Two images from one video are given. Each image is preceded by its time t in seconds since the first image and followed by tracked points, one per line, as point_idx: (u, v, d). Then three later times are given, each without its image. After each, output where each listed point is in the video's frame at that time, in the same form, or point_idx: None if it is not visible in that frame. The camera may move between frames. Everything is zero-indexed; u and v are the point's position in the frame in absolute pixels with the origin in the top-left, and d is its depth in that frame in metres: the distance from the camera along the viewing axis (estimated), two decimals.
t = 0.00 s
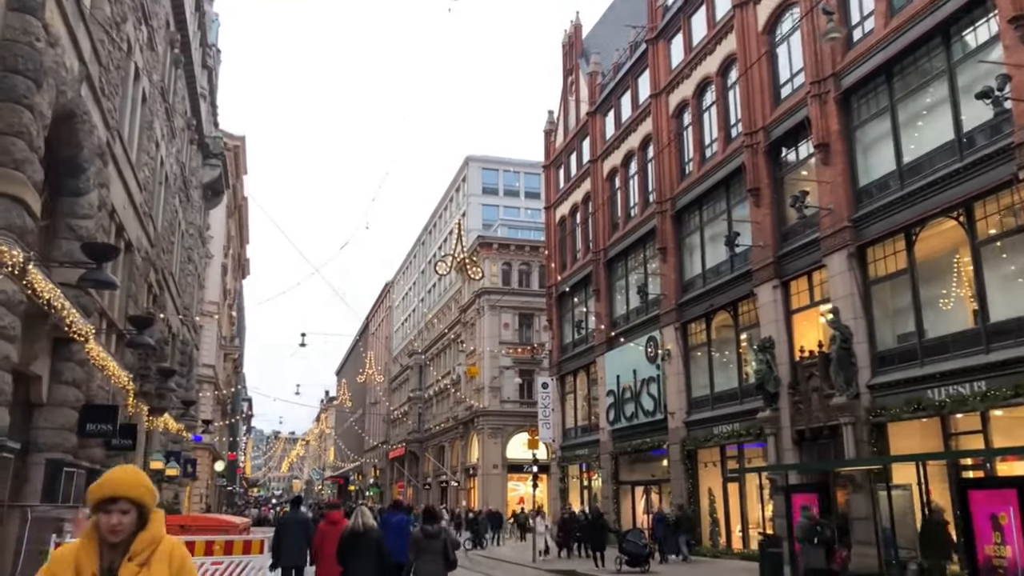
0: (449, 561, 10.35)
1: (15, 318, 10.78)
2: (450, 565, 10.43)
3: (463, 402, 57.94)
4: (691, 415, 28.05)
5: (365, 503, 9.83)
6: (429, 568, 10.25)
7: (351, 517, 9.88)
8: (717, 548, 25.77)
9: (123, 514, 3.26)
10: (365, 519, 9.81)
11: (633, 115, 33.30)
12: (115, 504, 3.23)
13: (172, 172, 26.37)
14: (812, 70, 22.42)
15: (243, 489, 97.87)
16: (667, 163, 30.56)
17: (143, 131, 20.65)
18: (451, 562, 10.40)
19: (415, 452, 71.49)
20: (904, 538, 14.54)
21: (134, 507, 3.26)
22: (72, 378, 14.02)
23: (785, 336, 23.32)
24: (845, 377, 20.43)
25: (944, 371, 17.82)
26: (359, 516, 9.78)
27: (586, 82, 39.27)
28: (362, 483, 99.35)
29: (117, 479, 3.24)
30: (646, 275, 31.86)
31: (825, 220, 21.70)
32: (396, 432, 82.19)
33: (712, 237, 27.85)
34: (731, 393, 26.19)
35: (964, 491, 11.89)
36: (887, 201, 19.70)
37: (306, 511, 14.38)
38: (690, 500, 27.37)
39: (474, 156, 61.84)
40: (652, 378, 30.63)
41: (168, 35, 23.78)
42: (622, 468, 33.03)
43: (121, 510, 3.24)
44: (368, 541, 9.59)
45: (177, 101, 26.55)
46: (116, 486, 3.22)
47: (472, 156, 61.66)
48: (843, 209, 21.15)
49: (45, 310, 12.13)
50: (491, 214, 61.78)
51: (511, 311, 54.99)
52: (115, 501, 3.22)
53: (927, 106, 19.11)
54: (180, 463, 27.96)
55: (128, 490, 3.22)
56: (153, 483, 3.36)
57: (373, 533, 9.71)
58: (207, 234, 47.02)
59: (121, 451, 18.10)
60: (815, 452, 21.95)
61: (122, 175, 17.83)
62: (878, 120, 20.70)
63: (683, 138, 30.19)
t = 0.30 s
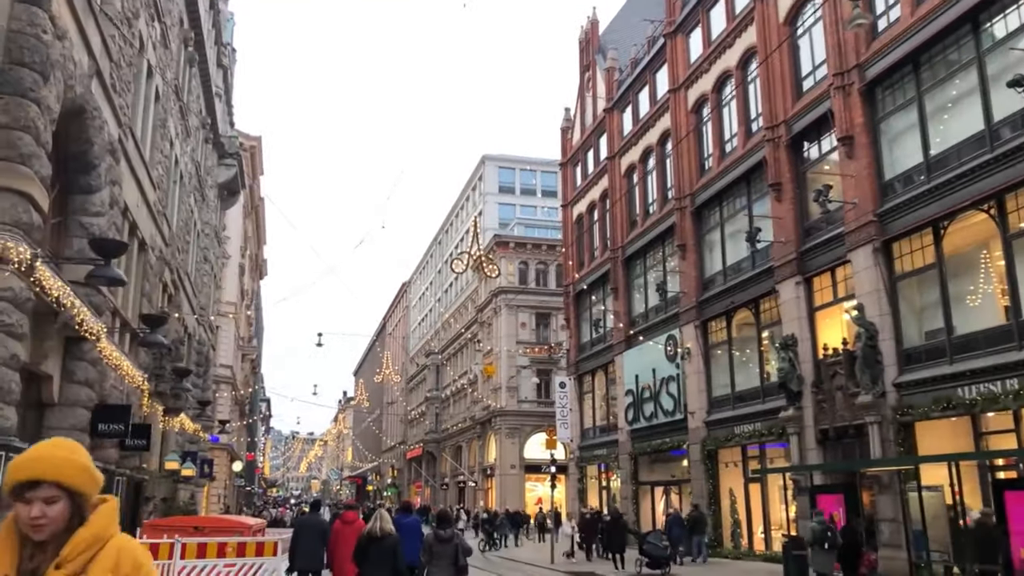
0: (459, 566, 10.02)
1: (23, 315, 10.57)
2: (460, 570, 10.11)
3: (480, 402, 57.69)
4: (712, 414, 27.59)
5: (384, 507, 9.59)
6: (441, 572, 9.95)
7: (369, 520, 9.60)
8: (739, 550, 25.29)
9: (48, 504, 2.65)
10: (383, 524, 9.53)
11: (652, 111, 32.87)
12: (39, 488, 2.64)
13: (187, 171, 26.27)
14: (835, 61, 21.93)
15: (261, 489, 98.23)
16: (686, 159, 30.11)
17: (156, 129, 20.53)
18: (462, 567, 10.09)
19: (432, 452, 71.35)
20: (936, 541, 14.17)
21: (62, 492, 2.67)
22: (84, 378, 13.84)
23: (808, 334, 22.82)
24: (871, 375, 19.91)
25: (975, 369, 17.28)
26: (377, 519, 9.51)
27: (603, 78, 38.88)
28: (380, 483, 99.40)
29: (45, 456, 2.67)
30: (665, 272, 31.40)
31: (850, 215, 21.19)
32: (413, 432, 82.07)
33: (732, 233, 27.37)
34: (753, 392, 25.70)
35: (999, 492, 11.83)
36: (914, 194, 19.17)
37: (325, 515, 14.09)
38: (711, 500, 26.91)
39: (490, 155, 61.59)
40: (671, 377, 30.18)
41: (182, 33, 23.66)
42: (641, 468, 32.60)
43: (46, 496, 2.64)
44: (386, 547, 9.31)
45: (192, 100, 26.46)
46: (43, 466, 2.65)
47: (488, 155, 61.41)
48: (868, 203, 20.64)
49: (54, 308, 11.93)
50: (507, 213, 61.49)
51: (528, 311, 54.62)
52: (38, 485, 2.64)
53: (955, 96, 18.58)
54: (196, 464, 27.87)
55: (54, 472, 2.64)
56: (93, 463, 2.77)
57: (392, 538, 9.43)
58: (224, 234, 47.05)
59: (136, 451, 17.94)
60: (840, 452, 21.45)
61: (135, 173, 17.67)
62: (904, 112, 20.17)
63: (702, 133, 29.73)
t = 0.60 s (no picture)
0: (467, 564, 9.72)
1: (22, 311, 10.35)
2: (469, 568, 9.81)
3: (491, 403, 57.40)
4: (726, 414, 27.19)
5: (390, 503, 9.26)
6: (448, 570, 9.65)
7: (375, 517, 9.33)
8: (754, 551, 24.86)
9: None
10: (389, 521, 9.27)
11: (664, 107, 32.49)
12: None
13: (195, 170, 26.12)
14: (852, 52, 21.51)
15: (273, 490, 98.38)
16: (699, 155, 29.71)
17: (163, 126, 20.33)
18: (470, 564, 9.78)
19: (443, 453, 71.15)
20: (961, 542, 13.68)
21: None
22: (87, 376, 13.64)
23: (824, 331, 22.38)
24: (889, 373, 19.47)
25: (998, 366, 16.82)
26: (383, 517, 9.25)
27: (614, 74, 38.52)
28: (391, 484, 99.38)
29: None
30: (678, 270, 30.98)
31: (867, 209, 20.77)
32: (425, 433, 81.87)
33: (746, 229, 26.96)
34: (768, 391, 25.26)
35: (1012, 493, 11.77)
36: (933, 187, 18.72)
37: (337, 513, 13.85)
38: (726, 501, 26.51)
39: (501, 154, 61.29)
40: (685, 376, 29.79)
41: (189, 30, 23.48)
42: (655, 469, 32.20)
43: None
44: (394, 544, 9.05)
45: (200, 98, 26.31)
46: None
47: (499, 154, 61.11)
48: (886, 197, 20.20)
49: (55, 304, 11.69)
50: (518, 213, 61.19)
51: (539, 311, 54.27)
52: None
53: (975, 86, 18.14)
54: (205, 464, 27.70)
55: None
56: None
57: (398, 536, 9.18)
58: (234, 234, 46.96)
59: (142, 451, 17.74)
60: (858, 452, 20.99)
61: (141, 170, 17.50)
62: (923, 103, 19.72)
63: (715, 128, 29.33)
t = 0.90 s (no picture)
0: (473, 567, 9.50)
1: (24, 307, 10.09)
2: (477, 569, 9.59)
3: (505, 402, 57.12)
4: (744, 413, 26.74)
5: (394, 504, 9.56)
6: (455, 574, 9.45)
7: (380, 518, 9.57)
8: (773, 552, 24.41)
9: None
10: (394, 522, 9.50)
11: (679, 101, 32.06)
12: None
13: (206, 167, 25.96)
14: (873, 42, 21.02)
15: (288, 489, 98.52)
16: (715, 150, 29.25)
17: (172, 122, 20.13)
18: (478, 567, 9.57)
19: (457, 452, 70.91)
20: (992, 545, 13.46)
21: None
22: (93, 373, 13.44)
23: (845, 328, 21.89)
24: (913, 370, 18.97)
25: None
26: (388, 518, 9.50)
27: (629, 70, 38.11)
28: (405, 483, 99.27)
29: None
30: (695, 267, 30.54)
31: (889, 203, 20.28)
32: (439, 432, 81.71)
33: (763, 225, 26.50)
34: (787, 389, 24.80)
35: None
36: (958, 179, 18.22)
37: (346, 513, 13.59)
38: (744, 501, 26.06)
39: (514, 152, 60.93)
40: (702, 374, 29.37)
41: (198, 25, 23.29)
42: (671, 468, 31.77)
43: None
44: (396, 544, 9.24)
45: (211, 94, 26.14)
46: None
47: (512, 151, 60.78)
48: (908, 189, 19.70)
49: (59, 300, 11.45)
50: (532, 211, 60.84)
51: (553, 309, 53.89)
52: None
53: (1001, 75, 17.62)
54: (218, 463, 27.57)
55: None
56: None
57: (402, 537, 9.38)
58: (247, 233, 46.87)
59: (151, 450, 17.59)
60: (880, 451, 20.52)
61: (149, 165, 17.29)
62: (946, 93, 19.22)
63: (732, 122, 28.87)
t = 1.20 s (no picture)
0: (490, 563, 10.08)
1: (37, 301, 9.94)
2: (492, 566, 10.17)
3: (525, 401, 56.78)
4: (769, 411, 26.26)
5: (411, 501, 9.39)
6: (473, 569, 10.03)
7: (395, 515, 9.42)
8: (799, 553, 23.93)
9: None
10: (409, 518, 9.36)
11: (700, 95, 31.61)
12: None
13: (224, 165, 25.88)
14: (900, 30, 20.50)
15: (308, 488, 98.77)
16: (737, 144, 28.77)
17: (189, 119, 20.03)
18: (493, 563, 10.14)
19: (477, 452, 70.68)
20: None
21: None
22: (109, 370, 13.31)
23: (873, 323, 21.37)
24: (945, 365, 18.43)
25: None
26: (403, 514, 9.33)
27: (648, 64, 37.67)
28: (425, 483, 99.20)
29: None
30: (717, 263, 30.06)
31: (919, 194, 19.74)
32: (458, 431, 81.49)
33: (787, 219, 26.00)
34: (813, 386, 24.31)
35: None
36: (991, 169, 17.68)
37: (362, 511, 13.32)
38: (769, 501, 25.58)
39: (533, 150, 60.45)
40: (725, 372, 28.91)
41: (215, 22, 23.20)
42: (694, 467, 31.32)
43: None
44: (414, 540, 9.13)
45: (228, 92, 26.06)
46: None
47: (531, 149, 60.31)
48: (939, 180, 19.17)
49: (73, 295, 11.28)
50: (551, 209, 60.48)
51: (573, 308, 53.49)
52: None
53: None
54: (237, 462, 27.46)
55: None
56: None
57: (418, 533, 9.24)
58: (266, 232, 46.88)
59: (169, 448, 17.48)
60: (911, 449, 20.00)
61: (165, 161, 17.17)
62: (978, 81, 18.66)
63: (754, 115, 28.37)
